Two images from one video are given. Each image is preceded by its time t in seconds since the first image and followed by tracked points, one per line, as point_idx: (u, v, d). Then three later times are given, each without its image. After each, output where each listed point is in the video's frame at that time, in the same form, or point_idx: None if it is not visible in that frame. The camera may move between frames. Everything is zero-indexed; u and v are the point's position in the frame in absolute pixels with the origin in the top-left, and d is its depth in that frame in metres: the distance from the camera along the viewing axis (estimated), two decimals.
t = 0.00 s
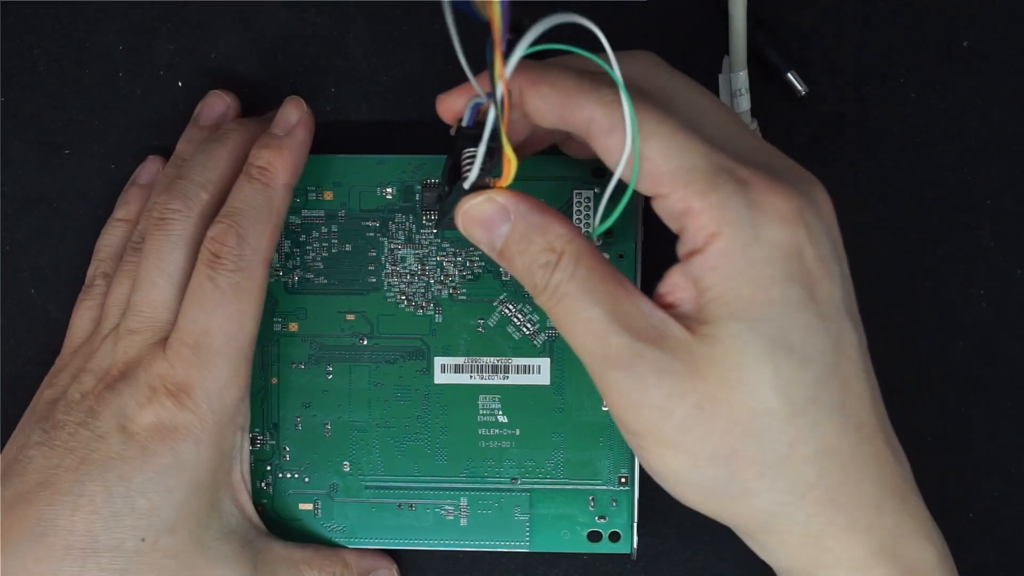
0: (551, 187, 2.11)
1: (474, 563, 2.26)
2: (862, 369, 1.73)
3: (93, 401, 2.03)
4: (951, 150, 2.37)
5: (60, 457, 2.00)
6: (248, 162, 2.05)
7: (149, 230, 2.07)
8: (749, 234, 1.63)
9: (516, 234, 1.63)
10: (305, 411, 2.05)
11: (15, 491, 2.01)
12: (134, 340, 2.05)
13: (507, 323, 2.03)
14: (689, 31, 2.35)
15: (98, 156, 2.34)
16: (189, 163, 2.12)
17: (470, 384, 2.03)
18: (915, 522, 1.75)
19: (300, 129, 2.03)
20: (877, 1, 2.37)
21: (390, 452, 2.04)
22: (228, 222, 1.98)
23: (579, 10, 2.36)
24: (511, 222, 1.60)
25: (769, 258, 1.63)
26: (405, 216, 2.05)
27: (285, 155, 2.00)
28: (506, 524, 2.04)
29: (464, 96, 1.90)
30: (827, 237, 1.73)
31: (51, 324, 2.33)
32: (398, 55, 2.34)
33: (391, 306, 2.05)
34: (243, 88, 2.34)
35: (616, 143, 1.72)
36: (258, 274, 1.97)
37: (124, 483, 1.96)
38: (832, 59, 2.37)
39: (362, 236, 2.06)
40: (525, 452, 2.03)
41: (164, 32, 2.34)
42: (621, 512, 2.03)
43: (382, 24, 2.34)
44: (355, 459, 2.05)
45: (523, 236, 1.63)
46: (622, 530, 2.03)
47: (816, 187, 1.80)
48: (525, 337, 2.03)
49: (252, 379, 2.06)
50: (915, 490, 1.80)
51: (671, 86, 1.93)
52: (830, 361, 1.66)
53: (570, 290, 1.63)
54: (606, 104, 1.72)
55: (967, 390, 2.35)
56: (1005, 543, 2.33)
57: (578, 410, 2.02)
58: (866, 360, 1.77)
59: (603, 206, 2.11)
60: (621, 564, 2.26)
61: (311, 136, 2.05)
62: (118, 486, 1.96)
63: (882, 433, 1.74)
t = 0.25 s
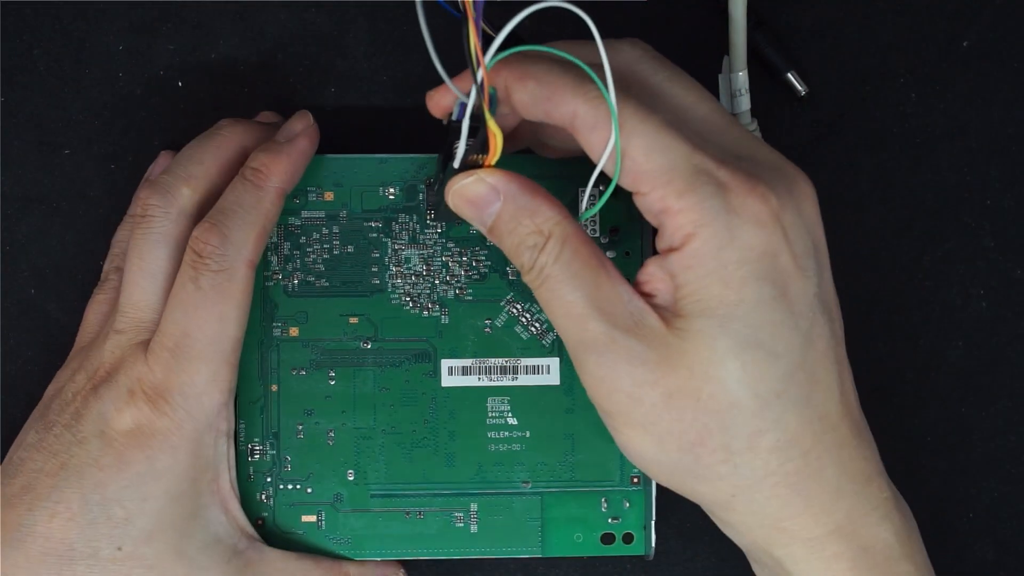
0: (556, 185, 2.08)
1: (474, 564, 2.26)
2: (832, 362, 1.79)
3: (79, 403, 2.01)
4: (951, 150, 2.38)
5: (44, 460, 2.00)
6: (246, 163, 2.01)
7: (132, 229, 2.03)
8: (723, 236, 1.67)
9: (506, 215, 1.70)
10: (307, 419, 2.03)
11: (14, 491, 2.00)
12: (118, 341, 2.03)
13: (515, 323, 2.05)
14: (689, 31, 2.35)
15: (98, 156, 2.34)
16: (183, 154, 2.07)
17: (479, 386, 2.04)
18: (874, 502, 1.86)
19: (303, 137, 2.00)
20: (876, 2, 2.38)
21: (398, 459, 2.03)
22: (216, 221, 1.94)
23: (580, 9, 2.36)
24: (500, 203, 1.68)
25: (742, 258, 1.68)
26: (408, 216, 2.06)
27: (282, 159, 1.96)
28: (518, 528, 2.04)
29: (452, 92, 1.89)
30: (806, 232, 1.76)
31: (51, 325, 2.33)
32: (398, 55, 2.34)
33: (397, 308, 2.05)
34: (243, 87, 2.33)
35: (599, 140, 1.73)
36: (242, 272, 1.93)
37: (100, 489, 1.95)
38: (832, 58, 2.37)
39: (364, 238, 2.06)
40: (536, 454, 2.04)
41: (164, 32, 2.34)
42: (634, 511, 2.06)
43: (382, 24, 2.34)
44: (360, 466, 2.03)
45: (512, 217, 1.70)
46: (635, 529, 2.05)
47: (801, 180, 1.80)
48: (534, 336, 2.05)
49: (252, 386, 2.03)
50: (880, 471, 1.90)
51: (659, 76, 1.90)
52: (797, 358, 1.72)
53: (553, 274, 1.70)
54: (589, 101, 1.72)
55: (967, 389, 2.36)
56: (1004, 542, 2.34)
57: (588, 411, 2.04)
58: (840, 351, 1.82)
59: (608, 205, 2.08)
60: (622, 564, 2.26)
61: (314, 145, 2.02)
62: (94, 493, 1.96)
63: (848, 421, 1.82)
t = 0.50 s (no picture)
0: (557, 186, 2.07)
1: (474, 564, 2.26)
2: (821, 365, 1.79)
3: (76, 404, 2.01)
4: (951, 150, 2.38)
5: (40, 461, 1.99)
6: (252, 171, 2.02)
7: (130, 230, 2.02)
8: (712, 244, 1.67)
9: (503, 214, 1.71)
10: (311, 425, 2.03)
11: (12, 491, 2.00)
12: (115, 341, 2.02)
13: (518, 325, 2.05)
14: (689, 32, 2.35)
15: (98, 156, 2.34)
16: (184, 155, 2.07)
17: (483, 389, 2.04)
18: (860, 499, 1.87)
19: (311, 149, 2.02)
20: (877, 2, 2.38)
21: (404, 466, 2.03)
22: (220, 225, 1.94)
23: (580, 9, 2.35)
24: (496, 202, 1.69)
25: (731, 265, 1.68)
26: (408, 220, 2.06)
27: (289, 168, 1.97)
28: (527, 532, 2.04)
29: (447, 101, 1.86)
30: (796, 236, 1.75)
31: (51, 325, 2.33)
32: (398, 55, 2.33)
33: (399, 312, 2.05)
34: (243, 87, 2.33)
35: (592, 143, 1.71)
36: (242, 276, 1.92)
37: (95, 492, 1.95)
38: (832, 59, 2.37)
39: (365, 243, 2.06)
40: (543, 457, 2.05)
41: (164, 32, 2.34)
42: (643, 512, 2.06)
43: (382, 24, 2.34)
44: (365, 473, 2.03)
45: (509, 216, 1.70)
46: (645, 530, 2.06)
47: (793, 186, 1.80)
48: (538, 338, 2.05)
49: (252, 394, 2.02)
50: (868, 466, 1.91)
51: (652, 78, 1.87)
52: (785, 362, 1.72)
53: (546, 275, 1.71)
54: (584, 104, 1.70)
55: (967, 389, 2.36)
56: (1004, 542, 2.34)
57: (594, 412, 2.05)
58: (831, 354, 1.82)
59: (609, 206, 2.08)
60: (622, 564, 2.27)
61: (323, 159, 2.04)
62: (88, 496, 1.95)
63: (836, 421, 1.83)
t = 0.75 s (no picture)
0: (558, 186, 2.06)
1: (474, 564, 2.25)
2: (794, 384, 1.77)
3: (73, 401, 2.00)
4: (951, 150, 2.38)
5: (37, 460, 1.99)
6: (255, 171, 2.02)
7: (129, 226, 2.02)
8: (679, 267, 1.67)
9: (480, 228, 1.73)
10: (312, 428, 2.03)
11: (9, 491, 1.99)
12: (111, 338, 2.01)
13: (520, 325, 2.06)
14: (689, 32, 2.36)
15: (98, 156, 2.34)
16: (186, 150, 2.06)
17: (486, 389, 2.04)
18: (835, 512, 1.86)
19: (317, 153, 2.02)
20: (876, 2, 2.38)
21: (406, 468, 2.03)
22: (222, 224, 1.93)
23: (580, 9, 2.35)
24: (475, 215, 1.71)
25: (700, 287, 1.67)
26: (409, 220, 2.06)
27: (294, 170, 1.97)
28: (532, 533, 2.05)
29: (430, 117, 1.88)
30: (768, 256, 1.74)
31: (51, 325, 2.33)
32: (399, 55, 2.33)
33: (401, 312, 2.06)
34: (243, 87, 2.33)
35: (564, 163, 1.70)
36: (242, 276, 1.92)
37: (88, 491, 1.94)
38: (832, 58, 2.37)
39: (365, 243, 2.06)
40: (547, 457, 2.05)
41: (165, 32, 2.34)
42: (649, 512, 2.06)
43: (382, 24, 2.33)
44: (367, 475, 2.03)
45: (486, 230, 1.72)
46: (651, 531, 2.06)
47: (769, 206, 1.78)
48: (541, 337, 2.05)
49: (252, 396, 2.02)
50: (845, 481, 1.89)
51: (631, 93, 1.84)
52: (755, 383, 1.72)
53: (519, 291, 1.73)
54: (557, 124, 1.68)
55: (967, 389, 2.36)
56: (1004, 541, 2.34)
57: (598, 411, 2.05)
58: (806, 373, 1.81)
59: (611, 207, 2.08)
60: (622, 564, 2.26)
61: (328, 162, 2.04)
62: (82, 496, 1.94)
63: (811, 438, 1.81)
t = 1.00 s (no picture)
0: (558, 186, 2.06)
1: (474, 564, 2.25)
2: (791, 386, 1.77)
3: (71, 400, 2.00)
4: (952, 150, 2.38)
5: (36, 460, 1.99)
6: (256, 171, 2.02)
7: (126, 225, 2.02)
8: (678, 268, 1.67)
9: (480, 227, 1.73)
10: (310, 428, 2.03)
11: (6, 490, 1.99)
12: (108, 337, 2.00)
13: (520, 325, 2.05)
14: (689, 32, 2.35)
15: (98, 156, 2.34)
16: (186, 148, 2.06)
17: (485, 389, 2.04)
18: (829, 514, 1.85)
19: (318, 153, 2.02)
20: (876, 2, 2.38)
21: (405, 469, 2.03)
22: (221, 223, 1.93)
23: (580, 9, 2.35)
24: (475, 215, 1.72)
25: (698, 288, 1.67)
26: (409, 221, 2.06)
27: (295, 170, 1.97)
28: (531, 534, 2.04)
29: (431, 119, 1.90)
30: (767, 259, 1.74)
31: (51, 325, 2.32)
32: (399, 55, 2.33)
33: (400, 312, 2.06)
34: (243, 86, 2.33)
35: (565, 165, 1.70)
36: (242, 276, 1.92)
37: (85, 491, 1.94)
38: (832, 58, 2.37)
39: (364, 243, 2.06)
40: (547, 458, 2.05)
41: (165, 32, 2.34)
42: (649, 513, 2.06)
43: (382, 23, 2.33)
44: (366, 476, 2.03)
45: (486, 229, 1.73)
46: (651, 533, 2.06)
47: (769, 209, 1.78)
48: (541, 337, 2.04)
49: (252, 396, 2.02)
50: (840, 484, 1.89)
51: (632, 97, 1.85)
52: (752, 385, 1.72)
53: (519, 290, 1.73)
54: (559, 125, 1.68)
55: (968, 389, 2.36)
56: (1004, 542, 2.34)
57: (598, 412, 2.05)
58: (804, 375, 1.81)
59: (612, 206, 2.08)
60: (621, 565, 2.26)
61: (328, 163, 2.04)
62: (79, 496, 1.94)
63: (807, 440, 1.81)
